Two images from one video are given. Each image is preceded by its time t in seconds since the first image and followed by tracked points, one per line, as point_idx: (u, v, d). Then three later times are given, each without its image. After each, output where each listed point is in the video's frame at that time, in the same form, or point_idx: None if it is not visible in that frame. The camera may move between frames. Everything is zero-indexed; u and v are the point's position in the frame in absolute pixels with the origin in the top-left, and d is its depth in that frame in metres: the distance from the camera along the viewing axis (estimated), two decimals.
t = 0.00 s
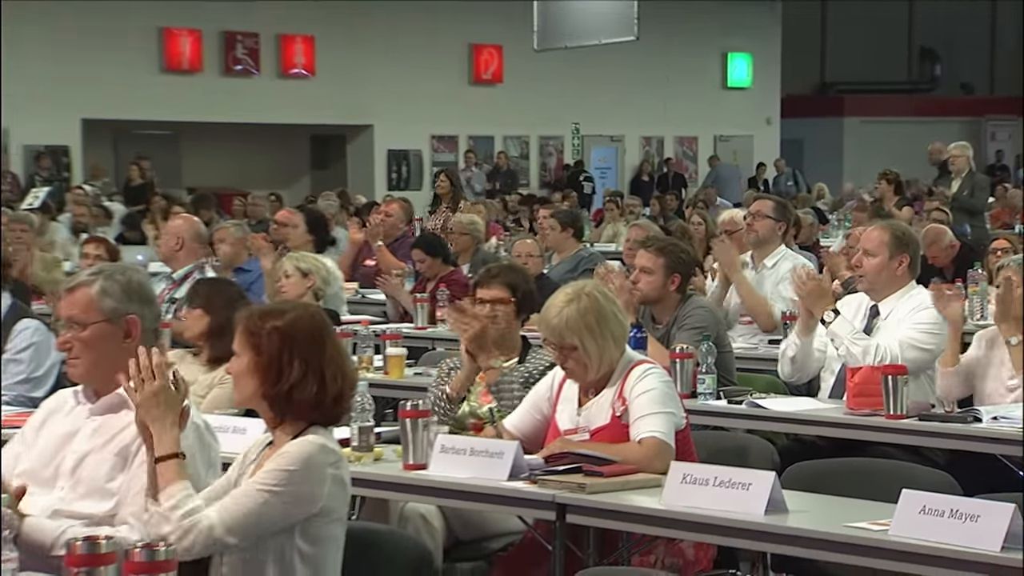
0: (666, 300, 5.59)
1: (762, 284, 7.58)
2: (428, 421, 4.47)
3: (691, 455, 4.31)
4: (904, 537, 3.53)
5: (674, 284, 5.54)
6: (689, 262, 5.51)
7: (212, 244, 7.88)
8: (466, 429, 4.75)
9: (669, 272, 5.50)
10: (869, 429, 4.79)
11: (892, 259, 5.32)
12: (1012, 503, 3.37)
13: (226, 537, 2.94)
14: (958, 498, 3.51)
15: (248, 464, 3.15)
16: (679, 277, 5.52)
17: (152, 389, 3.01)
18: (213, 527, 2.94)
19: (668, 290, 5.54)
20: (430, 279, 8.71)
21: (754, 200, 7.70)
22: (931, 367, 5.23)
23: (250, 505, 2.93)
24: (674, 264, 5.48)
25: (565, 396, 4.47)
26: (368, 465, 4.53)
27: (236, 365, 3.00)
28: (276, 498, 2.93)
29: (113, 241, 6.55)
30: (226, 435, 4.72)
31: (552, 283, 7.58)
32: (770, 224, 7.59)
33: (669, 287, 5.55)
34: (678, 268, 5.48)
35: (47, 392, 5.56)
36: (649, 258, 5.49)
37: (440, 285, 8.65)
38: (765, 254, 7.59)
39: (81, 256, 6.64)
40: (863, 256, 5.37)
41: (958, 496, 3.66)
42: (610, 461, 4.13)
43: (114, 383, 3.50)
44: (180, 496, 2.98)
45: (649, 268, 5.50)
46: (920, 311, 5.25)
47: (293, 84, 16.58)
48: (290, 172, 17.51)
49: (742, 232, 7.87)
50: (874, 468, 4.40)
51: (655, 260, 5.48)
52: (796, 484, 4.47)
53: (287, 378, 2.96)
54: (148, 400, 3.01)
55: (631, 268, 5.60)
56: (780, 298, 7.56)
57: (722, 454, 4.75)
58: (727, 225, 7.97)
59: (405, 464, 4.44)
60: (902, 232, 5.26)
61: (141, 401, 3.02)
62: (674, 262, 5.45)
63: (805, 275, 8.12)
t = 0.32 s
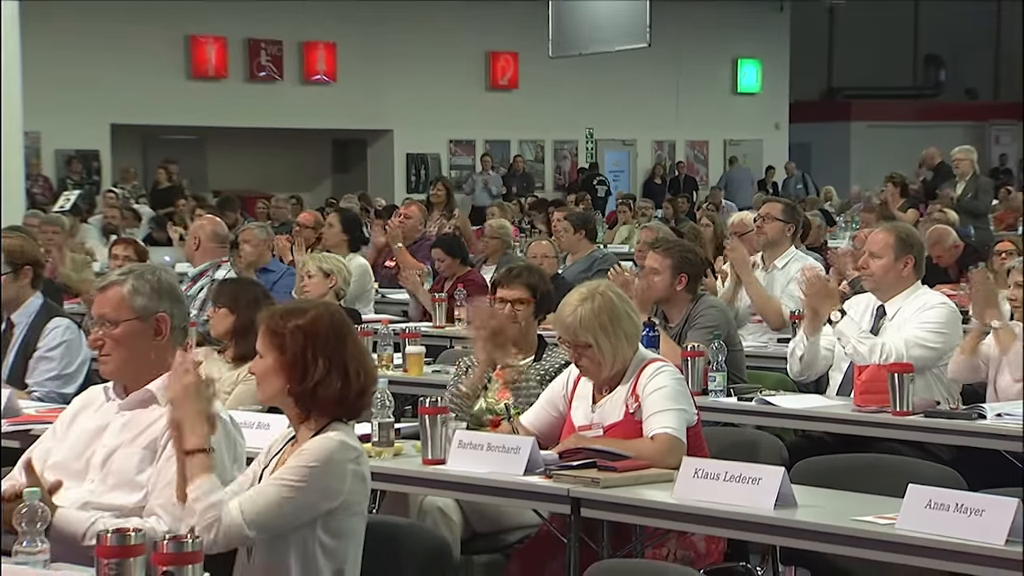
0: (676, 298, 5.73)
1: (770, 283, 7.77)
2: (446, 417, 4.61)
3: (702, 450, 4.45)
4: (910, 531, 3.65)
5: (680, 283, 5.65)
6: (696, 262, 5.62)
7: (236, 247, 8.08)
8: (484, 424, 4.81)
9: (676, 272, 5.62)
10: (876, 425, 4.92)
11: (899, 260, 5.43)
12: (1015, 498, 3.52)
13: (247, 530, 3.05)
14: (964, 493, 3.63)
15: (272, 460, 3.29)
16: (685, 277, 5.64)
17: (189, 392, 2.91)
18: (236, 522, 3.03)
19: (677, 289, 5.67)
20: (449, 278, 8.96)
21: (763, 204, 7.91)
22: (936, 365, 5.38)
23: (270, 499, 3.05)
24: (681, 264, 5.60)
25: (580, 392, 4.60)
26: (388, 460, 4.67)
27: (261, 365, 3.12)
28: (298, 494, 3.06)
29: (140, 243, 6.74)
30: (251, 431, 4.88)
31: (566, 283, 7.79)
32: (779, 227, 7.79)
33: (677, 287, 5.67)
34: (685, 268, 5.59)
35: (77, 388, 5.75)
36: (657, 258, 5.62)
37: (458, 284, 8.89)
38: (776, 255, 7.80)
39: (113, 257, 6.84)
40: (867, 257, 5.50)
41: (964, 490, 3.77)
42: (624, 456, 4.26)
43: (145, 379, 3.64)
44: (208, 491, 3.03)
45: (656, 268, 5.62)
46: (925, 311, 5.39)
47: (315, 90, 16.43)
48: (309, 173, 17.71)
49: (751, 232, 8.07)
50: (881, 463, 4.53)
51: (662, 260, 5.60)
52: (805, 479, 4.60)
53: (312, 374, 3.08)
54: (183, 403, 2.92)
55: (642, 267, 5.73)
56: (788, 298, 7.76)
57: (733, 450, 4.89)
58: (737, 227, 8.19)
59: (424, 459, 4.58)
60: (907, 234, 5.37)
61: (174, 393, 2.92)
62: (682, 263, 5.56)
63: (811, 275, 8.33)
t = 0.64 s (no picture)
0: (675, 297, 5.91)
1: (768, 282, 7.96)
2: (453, 412, 4.76)
3: (703, 445, 4.58)
4: (905, 523, 3.77)
5: (678, 282, 5.83)
6: (695, 262, 5.81)
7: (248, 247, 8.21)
8: (490, 420, 5.05)
9: (673, 271, 5.81)
10: (871, 421, 5.06)
11: (893, 260, 5.64)
12: (1008, 492, 3.64)
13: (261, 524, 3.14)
14: (957, 486, 3.75)
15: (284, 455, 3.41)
16: (683, 276, 5.82)
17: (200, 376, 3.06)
18: (257, 519, 3.12)
19: (675, 287, 5.85)
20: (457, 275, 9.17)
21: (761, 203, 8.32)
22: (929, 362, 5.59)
23: (285, 495, 3.15)
24: (680, 263, 5.79)
25: (584, 388, 4.74)
26: (397, 454, 4.82)
27: (276, 362, 3.24)
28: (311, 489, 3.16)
29: (155, 243, 6.91)
30: (263, 426, 5.02)
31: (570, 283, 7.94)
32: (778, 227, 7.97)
33: (675, 286, 5.85)
34: (684, 268, 5.78)
35: (95, 384, 5.90)
36: (656, 258, 5.81)
37: (464, 282, 9.08)
38: (773, 256, 8.41)
39: (129, 257, 7.01)
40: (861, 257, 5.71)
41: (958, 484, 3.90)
42: (627, 451, 4.39)
43: (160, 374, 3.79)
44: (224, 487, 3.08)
45: (654, 268, 5.81)
46: (918, 309, 5.60)
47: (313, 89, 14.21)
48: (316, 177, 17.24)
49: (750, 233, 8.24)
50: (876, 458, 4.66)
51: (660, 260, 5.79)
52: (803, 472, 4.73)
53: (326, 370, 3.21)
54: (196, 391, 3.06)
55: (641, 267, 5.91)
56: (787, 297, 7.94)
57: (732, 444, 5.02)
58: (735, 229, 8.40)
59: (432, 453, 4.72)
60: (900, 234, 5.57)
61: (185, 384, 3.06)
62: (680, 262, 5.75)
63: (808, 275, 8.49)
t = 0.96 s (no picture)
0: (679, 292, 6.07)
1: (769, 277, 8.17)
2: (463, 404, 4.91)
3: (705, 436, 4.72)
4: (903, 512, 3.89)
5: (682, 278, 6.00)
6: (698, 257, 5.98)
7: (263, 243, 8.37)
8: (498, 413, 5.13)
9: (677, 267, 5.97)
10: (871, 412, 5.21)
11: (891, 258, 5.82)
12: (1003, 483, 3.75)
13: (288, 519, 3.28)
14: (954, 476, 3.87)
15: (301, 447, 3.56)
16: (686, 272, 5.98)
17: (212, 387, 3.16)
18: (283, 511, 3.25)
19: (679, 283, 6.02)
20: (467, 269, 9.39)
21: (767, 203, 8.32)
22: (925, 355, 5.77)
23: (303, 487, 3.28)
24: (683, 259, 5.95)
25: (590, 381, 4.89)
26: (409, 445, 4.97)
27: (293, 356, 3.39)
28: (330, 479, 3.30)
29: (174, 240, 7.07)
30: (279, 418, 5.17)
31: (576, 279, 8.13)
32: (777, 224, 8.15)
33: (678, 281, 6.01)
34: (687, 263, 5.95)
35: (115, 377, 6.05)
36: (660, 255, 5.97)
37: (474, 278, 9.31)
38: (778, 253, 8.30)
39: (148, 253, 7.17)
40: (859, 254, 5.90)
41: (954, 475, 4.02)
42: (631, 442, 4.53)
43: (179, 368, 3.95)
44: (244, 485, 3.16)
45: (658, 264, 5.97)
46: (915, 303, 5.79)
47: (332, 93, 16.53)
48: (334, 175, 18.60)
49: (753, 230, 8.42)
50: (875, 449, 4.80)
51: (664, 256, 5.95)
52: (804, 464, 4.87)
53: (343, 363, 3.36)
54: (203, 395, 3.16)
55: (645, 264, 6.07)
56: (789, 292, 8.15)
57: (735, 435, 5.17)
58: (738, 226, 8.62)
59: (443, 444, 4.87)
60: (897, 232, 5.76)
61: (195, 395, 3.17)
62: (682, 258, 5.93)
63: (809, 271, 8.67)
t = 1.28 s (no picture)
0: (679, 287, 6.23)
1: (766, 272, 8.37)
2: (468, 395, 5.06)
3: (703, 426, 4.88)
4: (895, 500, 4.03)
5: (681, 273, 6.15)
6: (698, 251, 6.14)
7: (273, 238, 8.52)
8: (502, 403, 5.23)
9: (677, 262, 6.12)
10: (864, 403, 5.36)
11: (884, 253, 5.98)
12: (993, 472, 3.88)
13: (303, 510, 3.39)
14: (945, 465, 4.01)
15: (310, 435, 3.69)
16: (686, 267, 6.14)
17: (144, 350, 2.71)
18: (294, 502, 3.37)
19: (679, 277, 6.17)
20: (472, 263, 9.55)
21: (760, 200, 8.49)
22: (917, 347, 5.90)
23: (314, 477, 3.39)
24: (683, 254, 6.11)
25: (591, 372, 5.05)
26: (416, 434, 5.12)
27: (302, 348, 3.50)
28: (338, 468, 3.41)
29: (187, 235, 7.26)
30: (290, 408, 5.32)
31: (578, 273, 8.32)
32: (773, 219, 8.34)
33: (678, 276, 6.17)
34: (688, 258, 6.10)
35: (130, 369, 6.21)
36: (661, 249, 6.12)
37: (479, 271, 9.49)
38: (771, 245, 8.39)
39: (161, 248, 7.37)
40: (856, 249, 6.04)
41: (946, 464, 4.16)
42: (631, 431, 4.68)
43: (190, 360, 4.10)
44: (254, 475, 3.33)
45: (659, 258, 6.13)
46: (909, 297, 5.94)
47: (347, 95, 18.09)
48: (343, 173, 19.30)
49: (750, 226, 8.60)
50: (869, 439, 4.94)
51: (665, 251, 6.12)
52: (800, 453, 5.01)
53: (351, 354, 3.47)
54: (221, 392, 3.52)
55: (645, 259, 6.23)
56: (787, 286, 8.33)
57: (732, 425, 5.32)
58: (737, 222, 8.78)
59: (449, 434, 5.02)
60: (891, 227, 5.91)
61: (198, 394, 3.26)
62: (682, 253, 6.08)
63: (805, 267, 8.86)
